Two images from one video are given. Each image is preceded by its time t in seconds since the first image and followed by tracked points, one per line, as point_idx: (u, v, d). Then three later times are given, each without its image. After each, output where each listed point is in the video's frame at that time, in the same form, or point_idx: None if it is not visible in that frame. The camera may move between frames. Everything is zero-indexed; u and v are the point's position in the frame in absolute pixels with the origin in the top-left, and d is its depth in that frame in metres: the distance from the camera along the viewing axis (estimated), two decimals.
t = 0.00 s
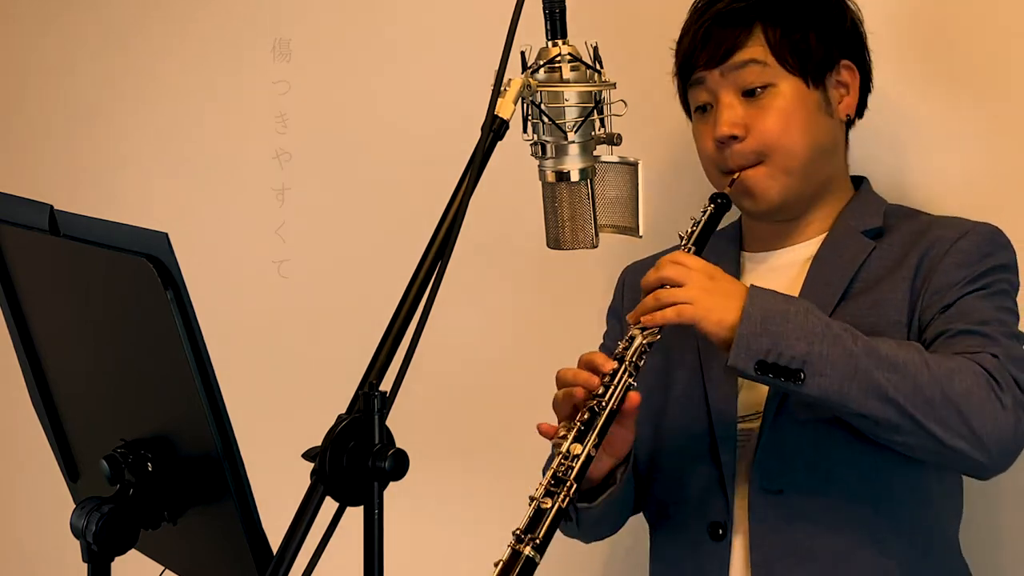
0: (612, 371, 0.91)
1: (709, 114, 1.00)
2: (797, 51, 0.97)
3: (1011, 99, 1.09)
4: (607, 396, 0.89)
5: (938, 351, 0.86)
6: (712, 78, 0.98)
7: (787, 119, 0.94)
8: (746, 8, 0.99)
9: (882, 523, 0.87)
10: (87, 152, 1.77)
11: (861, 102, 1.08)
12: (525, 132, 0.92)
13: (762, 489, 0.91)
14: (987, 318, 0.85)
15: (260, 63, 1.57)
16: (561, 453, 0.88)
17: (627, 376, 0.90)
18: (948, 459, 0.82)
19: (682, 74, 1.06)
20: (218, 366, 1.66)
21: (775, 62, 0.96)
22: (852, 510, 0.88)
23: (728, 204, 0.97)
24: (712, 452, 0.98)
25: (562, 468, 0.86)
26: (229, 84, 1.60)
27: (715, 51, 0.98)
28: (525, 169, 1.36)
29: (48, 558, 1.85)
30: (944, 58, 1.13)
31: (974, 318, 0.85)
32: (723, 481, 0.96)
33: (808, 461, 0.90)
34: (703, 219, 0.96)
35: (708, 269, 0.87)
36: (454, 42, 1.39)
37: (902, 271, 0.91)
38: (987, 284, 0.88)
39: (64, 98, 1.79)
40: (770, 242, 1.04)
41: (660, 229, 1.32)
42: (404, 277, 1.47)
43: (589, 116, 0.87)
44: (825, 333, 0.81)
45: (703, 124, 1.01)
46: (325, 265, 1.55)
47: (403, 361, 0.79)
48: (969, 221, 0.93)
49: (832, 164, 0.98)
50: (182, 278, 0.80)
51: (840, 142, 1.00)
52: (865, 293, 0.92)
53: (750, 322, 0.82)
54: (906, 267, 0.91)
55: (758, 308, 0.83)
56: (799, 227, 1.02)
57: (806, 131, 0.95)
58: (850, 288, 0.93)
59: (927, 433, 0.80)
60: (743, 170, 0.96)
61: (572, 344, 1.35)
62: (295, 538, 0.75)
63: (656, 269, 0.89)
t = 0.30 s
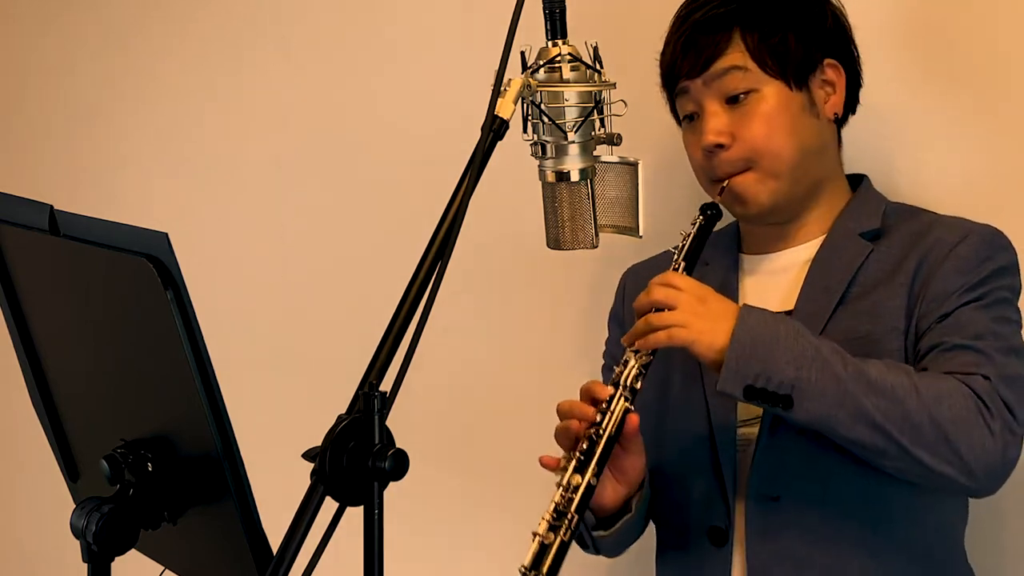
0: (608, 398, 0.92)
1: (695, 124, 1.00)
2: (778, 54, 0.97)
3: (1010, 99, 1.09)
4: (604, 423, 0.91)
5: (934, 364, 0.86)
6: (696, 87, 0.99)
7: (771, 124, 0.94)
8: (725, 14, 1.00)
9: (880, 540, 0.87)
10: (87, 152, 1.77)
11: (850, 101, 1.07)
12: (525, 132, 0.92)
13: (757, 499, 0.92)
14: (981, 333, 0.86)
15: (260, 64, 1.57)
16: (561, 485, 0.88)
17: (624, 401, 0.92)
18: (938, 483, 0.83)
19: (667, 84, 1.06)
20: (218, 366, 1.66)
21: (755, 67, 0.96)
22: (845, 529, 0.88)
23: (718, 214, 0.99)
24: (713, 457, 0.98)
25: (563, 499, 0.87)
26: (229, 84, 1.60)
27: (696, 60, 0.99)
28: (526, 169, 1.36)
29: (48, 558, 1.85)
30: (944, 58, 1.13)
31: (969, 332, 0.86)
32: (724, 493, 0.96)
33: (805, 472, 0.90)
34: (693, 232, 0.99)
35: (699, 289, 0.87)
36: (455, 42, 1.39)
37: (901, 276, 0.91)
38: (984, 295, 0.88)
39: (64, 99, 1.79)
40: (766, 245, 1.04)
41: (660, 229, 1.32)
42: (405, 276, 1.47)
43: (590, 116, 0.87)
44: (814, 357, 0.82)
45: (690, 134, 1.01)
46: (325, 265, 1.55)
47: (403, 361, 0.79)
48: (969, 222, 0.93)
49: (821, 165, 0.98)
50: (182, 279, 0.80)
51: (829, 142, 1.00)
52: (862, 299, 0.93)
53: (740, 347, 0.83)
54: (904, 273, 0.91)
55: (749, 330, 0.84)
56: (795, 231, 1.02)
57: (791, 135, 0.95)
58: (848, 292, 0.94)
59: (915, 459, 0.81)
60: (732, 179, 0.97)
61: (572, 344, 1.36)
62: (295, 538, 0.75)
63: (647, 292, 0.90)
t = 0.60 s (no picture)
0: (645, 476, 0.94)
1: (690, 161, 1.00)
2: (773, 91, 0.98)
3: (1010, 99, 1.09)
4: (645, 505, 0.93)
5: (954, 412, 0.89)
6: (691, 124, 0.98)
7: (772, 164, 0.95)
8: (715, 50, 1.00)
9: None
10: (87, 152, 1.77)
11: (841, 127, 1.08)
12: (525, 132, 0.92)
13: (774, 541, 0.97)
14: (997, 379, 0.89)
15: (260, 63, 1.57)
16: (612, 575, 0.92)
17: (660, 477, 0.94)
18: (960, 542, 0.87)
19: (655, 119, 1.05)
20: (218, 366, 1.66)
21: (751, 105, 0.96)
22: None
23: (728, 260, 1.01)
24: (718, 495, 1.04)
25: None
26: (229, 84, 1.60)
27: (690, 98, 0.98)
28: (526, 170, 1.36)
29: (49, 558, 1.85)
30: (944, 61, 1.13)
31: (986, 379, 0.89)
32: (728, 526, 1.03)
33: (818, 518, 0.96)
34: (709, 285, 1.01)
35: (727, 364, 0.89)
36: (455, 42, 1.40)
37: (908, 312, 0.94)
38: (997, 333, 0.91)
39: (65, 99, 1.79)
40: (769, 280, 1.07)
41: (660, 229, 1.32)
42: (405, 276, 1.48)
43: (589, 116, 0.87)
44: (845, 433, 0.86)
45: (684, 171, 1.01)
46: (326, 265, 1.55)
47: (403, 361, 0.79)
48: (975, 244, 0.96)
49: (817, 198, 1.00)
50: (182, 278, 0.80)
51: (822, 174, 1.02)
52: (868, 334, 0.96)
53: (772, 425, 0.86)
54: (912, 309, 0.94)
55: (778, 406, 0.87)
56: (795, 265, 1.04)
57: (791, 173, 0.96)
58: (854, 327, 0.97)
59: (941, 526, 0.86)
60: (735, 221, 0.98)
61: (573, 345, 1.36)
62: (295, 538, 0.75)
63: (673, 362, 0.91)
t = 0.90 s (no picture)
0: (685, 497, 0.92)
1: (723, 175, 1.00)
2: (813, 110, 0.98)
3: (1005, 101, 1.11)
4: (686, 525, 0.92)
5: (977, 435, 0.95)
6: (728, 141, 0.98)
7: (810, 184, 0.97)
8: (756, 64, 0.99)
9: None
10: (87, 152, 1.77)
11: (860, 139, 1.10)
12: (525, 132, 0.92)
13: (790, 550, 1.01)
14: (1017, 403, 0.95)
15: (259, 63, 1.57)
16: None
17: (700, 493, 0.93)
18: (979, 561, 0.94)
19: (682, 128, 1.04)
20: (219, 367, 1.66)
21: (792, 124, 0.97)
22: None
23: (757, 277, 0.98)
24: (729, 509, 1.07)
25: None
26: (228, 84, 1.60)
27: (730, 114, 0.98)
28: (526, 170, 1.36)
29: (50, 558, 1.85)
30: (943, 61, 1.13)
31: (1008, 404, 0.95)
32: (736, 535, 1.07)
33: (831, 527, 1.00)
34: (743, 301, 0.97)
35: (773, 388, 0.92)
36: (456, 42, 1.40)
37: (930, 331, 0.98)
38: (1016, 356, 0.96)
39: (64, 98, 1.79)
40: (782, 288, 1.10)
41: (661, 230, 1.32)
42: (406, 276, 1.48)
43: (589, 116, 0.87)
44: (884, 463, 0.92)
45: (716, 184, 1.01)
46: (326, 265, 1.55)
47: (404, 361, 0.79)
48: (991, 260, 1.01)
49: (843, 212, 1.02)
50: (182, 278, 0.80)
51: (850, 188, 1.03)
52: (890, 350, 1.00)
53: (814, 451, 0.92)
54: (934, 329, 0.98)
55: (819, 435, 0.92)
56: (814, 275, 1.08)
57: (825, 191, 0.98)
58: (875, 342, 1.01)
59: (968, 550, 0.92)
60: (767, 236, 0.99)
61: (573, 344, 1.37)
62: (295, 538, 0.75)
63: (718, 386, 0.93)
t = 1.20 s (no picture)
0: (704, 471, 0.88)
1: (750, 153, 0.97)
2: (853, 106, 0.95)
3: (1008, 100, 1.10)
4: (704, 500, 0.87)
5: (983, 430, 0.92)
6: (765, 120, 0.95)
7: (837, 178, 0.94)
8: (811, 50, 0.95)
9: None
10: (87, 152, 1.77)
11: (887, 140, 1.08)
12: (526, 132, 0.91)
13: (790, 546, 0.96)
14: None
15: (259, 64, 1.57)
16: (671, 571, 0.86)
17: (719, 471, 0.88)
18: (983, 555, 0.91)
19: (716, 97, 1.00)
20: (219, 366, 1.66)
21: (833, 117, 0.94)
22: None
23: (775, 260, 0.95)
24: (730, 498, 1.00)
25: None
26: (229, 84, 1.60)
27: (774, 94, 0.94)
28: (526, 170, 1.36)
29: (49, 558, 1.85)
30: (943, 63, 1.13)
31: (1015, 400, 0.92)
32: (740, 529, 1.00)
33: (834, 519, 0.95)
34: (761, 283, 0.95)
35: (794, 363, 0.88)
36: (455, 42, 1.40)
37: (936, 326, 0.95)
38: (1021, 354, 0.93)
39: (65, 99, 1.79)
40: (788, 279, 1.06)
41: (661, 230, 1.32)
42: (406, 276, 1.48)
43: (590, 116, 0.87)
44: (900, 445, 0.88)
45: (740, 161, 0.98)
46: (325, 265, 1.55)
47: (403, 361, 0.79)
48: (997, 261, 0.99)
49: (859, 213, 1.00)
50: (182, 278, 0.80)
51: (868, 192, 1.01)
52: (895, 344, 0.96)
53: (832, 432, 0.87)
54: (940, 324, 0.95)
55: (837, 414, 0.88)
56: (821, 267, 1.04)
57: (850, 189, 0.96)
58: (880, 337, 0.97)
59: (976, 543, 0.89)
60: (784, 222, 0.96)
61: (573, 344, 1.36)
62: (295, 538, 0.75)
63: (740, 354, 0.88)
